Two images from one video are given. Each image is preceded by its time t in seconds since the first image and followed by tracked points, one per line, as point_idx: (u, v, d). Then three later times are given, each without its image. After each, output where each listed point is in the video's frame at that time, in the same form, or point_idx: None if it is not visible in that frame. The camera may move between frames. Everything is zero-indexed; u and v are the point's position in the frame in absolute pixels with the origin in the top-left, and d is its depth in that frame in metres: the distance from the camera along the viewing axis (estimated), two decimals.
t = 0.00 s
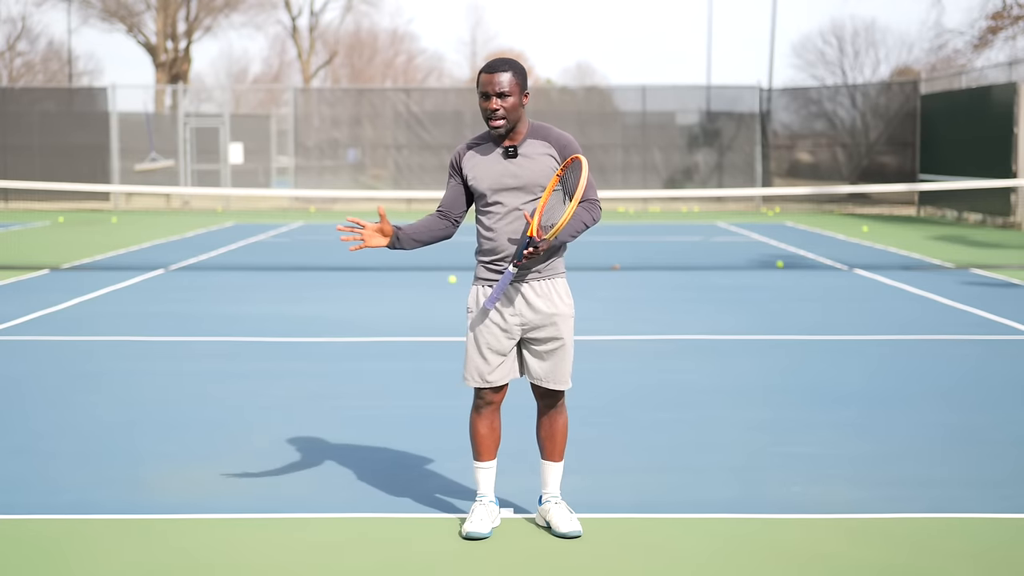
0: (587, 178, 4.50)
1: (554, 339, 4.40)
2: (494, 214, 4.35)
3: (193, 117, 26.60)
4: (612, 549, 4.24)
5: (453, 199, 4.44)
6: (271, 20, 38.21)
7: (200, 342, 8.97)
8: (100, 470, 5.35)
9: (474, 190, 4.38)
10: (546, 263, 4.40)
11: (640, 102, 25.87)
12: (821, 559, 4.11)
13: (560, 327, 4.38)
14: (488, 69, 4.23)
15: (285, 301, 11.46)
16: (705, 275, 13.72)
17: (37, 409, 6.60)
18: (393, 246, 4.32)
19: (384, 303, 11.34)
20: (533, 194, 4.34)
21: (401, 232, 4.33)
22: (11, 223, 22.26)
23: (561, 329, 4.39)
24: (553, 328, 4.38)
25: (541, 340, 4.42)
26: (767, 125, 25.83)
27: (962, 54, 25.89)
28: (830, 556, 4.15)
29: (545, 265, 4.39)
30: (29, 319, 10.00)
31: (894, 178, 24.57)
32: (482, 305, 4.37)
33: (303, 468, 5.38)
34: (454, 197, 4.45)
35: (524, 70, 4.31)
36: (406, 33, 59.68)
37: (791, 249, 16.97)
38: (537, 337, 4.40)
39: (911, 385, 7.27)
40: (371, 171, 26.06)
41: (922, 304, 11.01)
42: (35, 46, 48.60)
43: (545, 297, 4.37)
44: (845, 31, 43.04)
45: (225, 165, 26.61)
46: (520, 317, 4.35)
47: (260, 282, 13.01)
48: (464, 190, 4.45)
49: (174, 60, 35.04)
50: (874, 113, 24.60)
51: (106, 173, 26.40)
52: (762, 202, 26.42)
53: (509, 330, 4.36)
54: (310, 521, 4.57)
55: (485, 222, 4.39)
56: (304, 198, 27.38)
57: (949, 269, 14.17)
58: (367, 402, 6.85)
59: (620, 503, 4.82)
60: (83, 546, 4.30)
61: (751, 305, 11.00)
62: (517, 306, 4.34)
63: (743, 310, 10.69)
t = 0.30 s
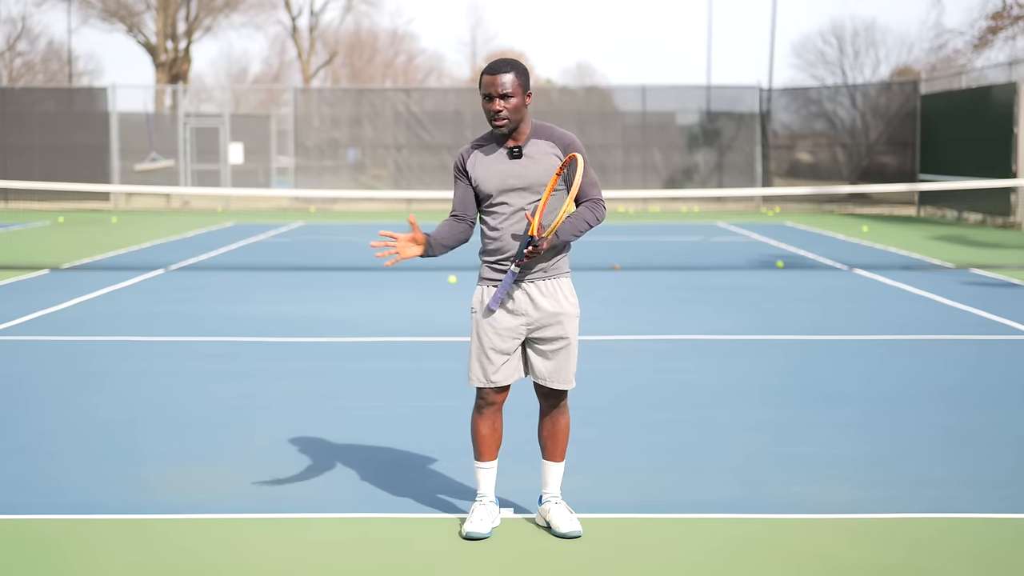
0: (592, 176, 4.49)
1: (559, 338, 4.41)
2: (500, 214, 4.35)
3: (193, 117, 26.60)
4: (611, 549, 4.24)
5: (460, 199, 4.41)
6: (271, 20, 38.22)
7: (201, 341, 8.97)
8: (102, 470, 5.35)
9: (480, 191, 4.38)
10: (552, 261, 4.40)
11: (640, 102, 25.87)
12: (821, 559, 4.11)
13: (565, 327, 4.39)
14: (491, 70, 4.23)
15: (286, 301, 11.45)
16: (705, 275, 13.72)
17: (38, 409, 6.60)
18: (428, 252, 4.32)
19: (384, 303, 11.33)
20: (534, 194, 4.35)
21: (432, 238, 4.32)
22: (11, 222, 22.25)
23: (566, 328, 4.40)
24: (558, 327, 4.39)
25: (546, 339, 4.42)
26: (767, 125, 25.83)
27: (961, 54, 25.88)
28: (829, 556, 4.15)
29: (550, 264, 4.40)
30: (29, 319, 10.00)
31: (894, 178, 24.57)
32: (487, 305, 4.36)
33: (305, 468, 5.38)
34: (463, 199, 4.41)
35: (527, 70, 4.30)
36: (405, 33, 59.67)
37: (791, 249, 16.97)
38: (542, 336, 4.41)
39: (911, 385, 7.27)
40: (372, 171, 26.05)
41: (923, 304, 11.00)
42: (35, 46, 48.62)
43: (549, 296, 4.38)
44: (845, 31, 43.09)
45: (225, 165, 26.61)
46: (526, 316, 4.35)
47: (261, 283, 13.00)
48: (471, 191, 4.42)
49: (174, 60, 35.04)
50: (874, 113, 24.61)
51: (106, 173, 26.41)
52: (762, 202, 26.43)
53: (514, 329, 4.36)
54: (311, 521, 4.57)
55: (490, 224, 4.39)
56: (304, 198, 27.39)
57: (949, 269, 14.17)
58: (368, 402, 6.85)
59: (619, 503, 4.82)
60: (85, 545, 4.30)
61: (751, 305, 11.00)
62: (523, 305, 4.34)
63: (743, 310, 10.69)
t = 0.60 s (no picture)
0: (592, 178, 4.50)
1: (563, 337, 4.41)
2: (503, 212, 4.36)
3: (193, 117, 26.61)
4: (611, 548, 4.24)
5: (463, 202, 4.38)
6: (271, 20, 38.23)
7: (201, 342, 8.97)
8: (102, 470, 5.36)
9: (484, 189, 4.37)
10: (554, 262, 4.41)
11: (640, 102, 25.86)
12: (821, 559, 4.12)
13: (569, 326, 4.40)
14: (501, 67, 4.23)
15: (286, 301, 11.45)
16: (705, 275, 13.71)
17: (38, 409, 6.60)
18: (464, 258, 4.33)
19: (384, 303, 11.33)
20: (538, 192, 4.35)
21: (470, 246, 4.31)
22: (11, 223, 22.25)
23: (570, 327, 4.40)
24: (562, 326, 4.39)
25: (550, 338, 4.42)
26: (767, 125, 25.83)
27: (961, 54, 25.87)
28: (829, 556, 4.15)
29: (553, 262, 4.41)
30: (29, 319, 10.00)
31: (894, 178, 24.57)
32: (490, 306, 4.36)
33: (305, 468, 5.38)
34: (469, 200, 4.37)
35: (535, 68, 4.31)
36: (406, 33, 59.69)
37: (791, 249, 16.97)
38: (546, 335, 4.41)
39: (912, 385, 7.27)
40: (371, 171, 26.05)
41: (923, 305, 11.00)
42: (36, 46, 48.64)
43: (553, 295, 4.38)
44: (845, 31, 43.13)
45: (225, 165, 26.61)
46: (531, 315, 4.35)
47: (261, 283, 13.00)
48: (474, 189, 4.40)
49: (174, 60, 35.05)
50: (874, 113, 24.61)
51: (106, 173, 26.41)
52: (762, 202, 26.42)
53: (518, 328, 4.36)
54: (312, 521, 4.57)
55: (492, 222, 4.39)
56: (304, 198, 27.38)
57: (949, 269, 14.17)
58: (368, 402, 6.85)
59: (619, 503, 4.82)
60: (85, 545, 4.30)
61: (752, 305, 11.00)
62: (527, 304, 4.34)
63: (742, 310, 10.69)
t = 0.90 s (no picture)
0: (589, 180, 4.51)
1: (558, 338, 4.40)
2: (498, 212, 4.35)
3: (193, 117, 26.60)
4: (611, 549, 4.24)
5: (457, 199, 4.42)
6: (271, 20, 38.23)
7: (201, 342, 8.96)
8: (102, 470, 5.36)
9: (479, 189, 4.37)
10: (550, 262, 4.41)
11: (640, 102, 25.86)
12: (821, 559, 4.12)
13: (564, 327, 4.39)
14: (499, 66, 4.23)
15: (286, 301, 11.46)
16: (705, 275, 13.71)
17: (38, 409, 6.60)
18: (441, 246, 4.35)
19: (384, 303, 11.33)
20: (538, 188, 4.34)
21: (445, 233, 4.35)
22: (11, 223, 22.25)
23: (565, 328, 4.40)
24: (557, 327, 4.39)
25: (545, 339, 4.42)
26: (767, 125, 25.83)
27: (961, 54, 25.86)
28: (829, 556, 4.15)
29: (549, 262, 4.40)
30: (29, 319, 10.00)
31: (894, 178, 24.57)
32: (485, 305, 4.37)
33: (305, 468, 5.38)
34: (462, 197, 4.42)
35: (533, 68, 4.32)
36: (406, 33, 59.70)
37: (791, 249, 16.97)
38: (541, 336, 4.40)
39: (911, 385, 7.27)
40: (371, 171, 26.05)
41: (923, 305, 11.00)
42: (36, 46, 48.66)
43: (548, 296, 4.38)
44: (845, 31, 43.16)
45: (225, 165, 26.61)
46: (526, 316, 4.35)
47: (261, 283, 12.99)
48: (469, 189, 4.42)
49: (174, 60, 35.05)
50: (874, 113, 24.61)
51: (106, 173, 26.42)
52: (762, 202, 26.42)
53: (513, 330, 4.36)
54: (312, 521, 4.57)
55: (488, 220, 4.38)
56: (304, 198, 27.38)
57: (949, 269, 14.17)
58: (367, 402, 6.85)
59: (619, 503, 4.82)
60: (86, 545, 4.30)
61: (751, 305, 11.00)
62: (522, 305, 4.34)
63: (742, 310, 10.69)
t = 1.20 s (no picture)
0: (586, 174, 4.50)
1: (559, 338, 4.41)
2: (497, 213, 4.35)
3: (193, 117, 26.59)
4: (610, 549, 4.23)
5: (455, 199, 4.44)
6: (270, 20, 38.23)
7: (201, 342, 8.96)
8: (103, 470, 5.36)
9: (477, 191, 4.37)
10: (551, 261, 4.40)
11: (640, 102, 25.86)
12: (820, 559, 4.12)
13: (565, 326, 4.39)
14: (482, 73, 4.23)
15: (286, 301, 11.45)
16: (704, 275, 13.71)
17: (39, 409, 6.60)
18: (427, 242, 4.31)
19: (383, 303, 11.33)
20: (535, 189, 4.35)
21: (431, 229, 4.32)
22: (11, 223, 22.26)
23: (566, 327, 4.40)
24: (558, 327, 4.39)
25: (545, 339, 4.42)
26: (767, 125, 25.82)
27: (961, 54, 25.84)
28: (829, 556, 4.15)
29: (550, 262, 4.40)
30: (30, 319, 10.00)
31: (894, 178, 24.57)
32: (486, 304, 4.36)
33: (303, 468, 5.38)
34: (460, 198, 4.43)
35: (518, 71, 4.30)
36: (406, 33, 59.71)
37: (791, 249, 16.97)
38: (542, 336, 4.41)
39: (911, 385, 7.26)
40: (371, 171, 26.05)
41: (922, 304, 10.99)
42: (36, 46, 48.69)
43: (550, 296, 4.38)
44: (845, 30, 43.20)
45: (225, 165, 26.60)
46: (527, 316, 4.35)
47: (261, 283, 12.99)
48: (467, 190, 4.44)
49: (174, 60, 35.06)
50: (874, 113, 24.61)
51: (106, 173, 26.43)
52: (762, 202, 26.43)
53: (513, 330, 4.36)
54: (313, 521, 4.57)
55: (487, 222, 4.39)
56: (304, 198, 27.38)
57: (949, 269, 14.17)
58: (367, 401, 6.85)
59: (619, 503, 4.82)
60: (89, 545, 4.30)
61: (751, 305, 11.00)
62: (523, 305, 4.34)
63: (741, 310, 10.68)
